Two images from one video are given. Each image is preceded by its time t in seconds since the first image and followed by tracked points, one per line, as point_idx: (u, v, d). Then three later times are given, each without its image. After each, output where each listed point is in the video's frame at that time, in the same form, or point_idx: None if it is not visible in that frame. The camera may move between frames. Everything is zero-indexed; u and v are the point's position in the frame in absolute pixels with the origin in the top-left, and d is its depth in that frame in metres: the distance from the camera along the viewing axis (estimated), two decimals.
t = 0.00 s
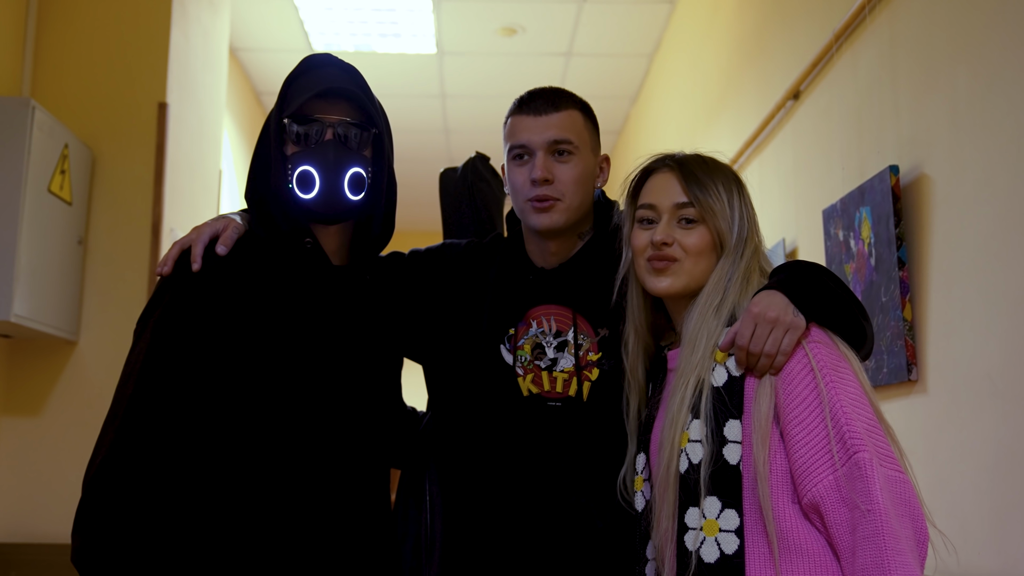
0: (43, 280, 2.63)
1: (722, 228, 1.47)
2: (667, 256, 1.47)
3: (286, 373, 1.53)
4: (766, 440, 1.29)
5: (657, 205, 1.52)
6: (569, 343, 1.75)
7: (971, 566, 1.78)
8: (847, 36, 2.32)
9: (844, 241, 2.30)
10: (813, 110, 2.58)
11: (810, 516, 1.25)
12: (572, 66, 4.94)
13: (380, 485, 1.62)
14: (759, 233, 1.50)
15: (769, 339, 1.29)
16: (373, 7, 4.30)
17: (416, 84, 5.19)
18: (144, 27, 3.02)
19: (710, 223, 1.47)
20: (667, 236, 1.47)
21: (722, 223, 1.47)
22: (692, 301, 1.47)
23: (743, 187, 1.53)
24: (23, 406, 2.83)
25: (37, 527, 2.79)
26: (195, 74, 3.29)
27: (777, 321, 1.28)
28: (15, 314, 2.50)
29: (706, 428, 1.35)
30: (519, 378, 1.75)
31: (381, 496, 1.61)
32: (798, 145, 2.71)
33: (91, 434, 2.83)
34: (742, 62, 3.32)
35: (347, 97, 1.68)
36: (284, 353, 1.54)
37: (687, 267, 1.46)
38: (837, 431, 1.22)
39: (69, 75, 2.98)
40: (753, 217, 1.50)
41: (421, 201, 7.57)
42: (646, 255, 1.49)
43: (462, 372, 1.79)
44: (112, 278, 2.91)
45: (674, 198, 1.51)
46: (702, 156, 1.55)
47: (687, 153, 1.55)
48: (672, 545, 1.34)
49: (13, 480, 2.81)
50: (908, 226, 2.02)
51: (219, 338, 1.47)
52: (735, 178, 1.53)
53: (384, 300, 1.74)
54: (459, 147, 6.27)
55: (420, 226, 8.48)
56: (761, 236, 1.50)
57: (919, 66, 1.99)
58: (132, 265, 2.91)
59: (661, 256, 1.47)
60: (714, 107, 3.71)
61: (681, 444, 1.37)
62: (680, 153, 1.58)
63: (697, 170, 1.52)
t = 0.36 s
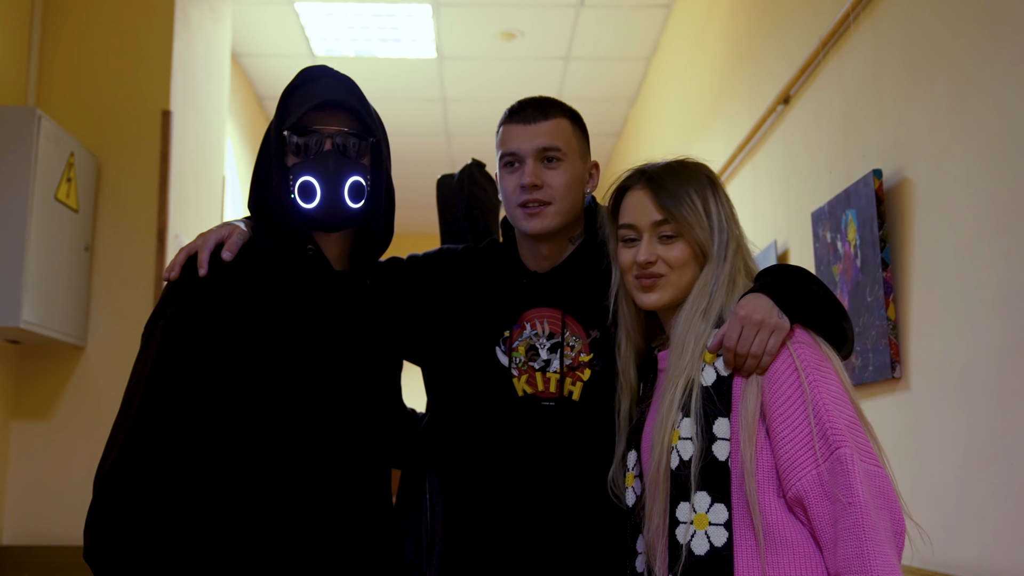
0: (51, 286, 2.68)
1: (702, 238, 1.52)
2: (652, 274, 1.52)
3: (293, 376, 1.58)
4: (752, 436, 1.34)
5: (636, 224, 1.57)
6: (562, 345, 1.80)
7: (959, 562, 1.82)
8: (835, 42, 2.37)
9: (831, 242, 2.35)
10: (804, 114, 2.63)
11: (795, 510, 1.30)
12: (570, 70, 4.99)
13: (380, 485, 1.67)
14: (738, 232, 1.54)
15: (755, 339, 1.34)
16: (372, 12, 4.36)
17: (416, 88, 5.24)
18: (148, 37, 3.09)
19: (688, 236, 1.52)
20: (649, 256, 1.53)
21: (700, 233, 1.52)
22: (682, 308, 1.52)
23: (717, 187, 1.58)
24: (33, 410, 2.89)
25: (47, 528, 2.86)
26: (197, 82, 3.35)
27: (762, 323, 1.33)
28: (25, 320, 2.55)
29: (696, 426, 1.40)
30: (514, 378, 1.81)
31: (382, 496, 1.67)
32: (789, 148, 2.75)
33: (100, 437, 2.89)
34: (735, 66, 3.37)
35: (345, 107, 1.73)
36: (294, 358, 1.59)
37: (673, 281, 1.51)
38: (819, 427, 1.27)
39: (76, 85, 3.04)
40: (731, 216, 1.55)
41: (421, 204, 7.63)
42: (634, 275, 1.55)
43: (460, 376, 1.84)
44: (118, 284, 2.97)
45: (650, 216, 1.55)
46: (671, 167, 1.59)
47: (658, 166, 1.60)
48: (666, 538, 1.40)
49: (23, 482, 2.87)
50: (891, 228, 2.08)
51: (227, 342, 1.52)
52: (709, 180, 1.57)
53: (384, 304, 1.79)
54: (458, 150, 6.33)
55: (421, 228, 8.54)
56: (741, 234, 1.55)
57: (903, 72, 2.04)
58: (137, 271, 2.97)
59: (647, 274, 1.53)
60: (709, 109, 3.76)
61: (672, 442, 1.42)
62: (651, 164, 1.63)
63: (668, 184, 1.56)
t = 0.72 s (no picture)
0: (59, 289, 2.76)
1: (678, 238, 1.60)
2: (631, 272, 1.60)
3: (291, 371, 1.63)
4: (731, 429, 1.41)
5: (616, 225, 1.65)
6: (551, 343, 1.89)
7: (938, 548, 1.88)
8: (818, 45, 2.44)
9: (816, 240, 2.41)
10: (790, 114, 2.69)
11: (773, 497, 1.37)
12: (566, 69, 5.06)
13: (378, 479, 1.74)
14: (715, 232, 1.62)
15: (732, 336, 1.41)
16: (371, 15, 4.43)
17: (415, 89, 5.31)
18: (150, 45, 3.17)
19: (665, 236, 1.60)
20: (628, 255, 1.60)
21: (677, 234, 1.60)
22: (662, 305, 1.60)
23: (694, 191, 1.65)
24: (42, 409, 2.98)
25: (57, 523, 2.94)
26: (200, 88, 3.42)
27: (739, 320, 1.40)
28: (35, 322, 2.63)
29: (678, 420, 1.47)
30: (505, 375, 1.89)
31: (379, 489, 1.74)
32: (777, 148, 2.82)
33: (107, 434, 2.97)
34: (726, 67, 3.44)
35: (333, 116, 1.80)
36: (293, 354, 1.64)
37: (652, 279, 1.59)
38: (793, 419, 1.34)
39: (81, 91, 3.12)
40: (707, 217, 1.62)
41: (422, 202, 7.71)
42: (615, 274, 1.62)
43: (455, 373, 1.91)
44: (124, 286, 3.06)
45: (629, 217, 1.63)
46: (649, 171, 1.67)
47: (637, 170, 1.67)
48: (650, 529, 1.47)
49: (33, 479, 2.95)
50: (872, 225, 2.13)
51: (230, 341, 1.59)
52: (686, 184, 1.65)
53: (380, 303, 1.86)
54: (458, 149, 6.40)
55: (421, 226, 8.62)
56: (717, 233, 1.62)
57: (880, 76, 2.10)
58: (143, 273, 3.05)
59: (627, 273, 1.61)
60: (701, 108, 3.83)
61: (655, 435, 1.49)
62: (631, 169, 1.70)
63: (646, 186, 1.64)
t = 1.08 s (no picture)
0: (58, 276, 2.83)
1: (654, 226, 1.67)
2: (608, 259, 1.67)
3: (288, 355, 1.71)
4: (712, 407, 1.47)
5: (596, 214, 1.72)
6: (536, 327, 1.96)
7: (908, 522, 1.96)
8: (795, 40, 2.52)
9: (794, 228, 2.49)
10: (770, 106, 2.77)
11: (753, 473, 1.43)
12: (556, 59, 5.12)
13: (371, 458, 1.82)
14: (692, 221, 1.68)
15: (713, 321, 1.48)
16: (362, 6, 4.49)
17: (406, 78, 5.37)
18: (146, 39, 3.24)
19: (641, 225, 1.67)
20: (605, 242, 1.67)
21: (652, 223, 1.67)
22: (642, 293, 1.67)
23: (673, 182, 1.71)
24: (42, 394, 3.04)
25: (57, 506, 3.01)
26: (194, 80, 3.48)
27: (719, 305, 1.47)
28: (35, 309, 2.70)
29: (662, 400, 1.54)
30: (493, 358, 1.96)
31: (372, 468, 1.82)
32: (758, 139, 2.90)
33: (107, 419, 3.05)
34: (711, 58, 3.51)
35: (326, 111, 1.87)
36: (287, 338, 1.72)
37: (628, 267, 1.66)
38: (772, 398, 1.40)
39: (78, 83, 3.18)
40: (684, 207, 1.68)
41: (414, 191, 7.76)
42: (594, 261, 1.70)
43: (445, 364, 1.97)
44: (121, 274, 3.12)
45: (607, 206, 1.70)
46: (628, 162, 1.73)
47: (617, 161, 1.74)
48: (636, 504, 1.55)
49: (33, 463, 3.02)
50: (846, 215, 2.21)
51: (230, 327, 1.66)
52: (664, 176, 1.71)
53: (372, 290, 1.94)
54: (450, 137, 6.46)
55: (414, 214, 8.68)
56: (695, 222, 1.68)
57: (852, 70, 2.18)
58: (139, 261, 3.12)
59: (604, 260, 1.68)
60: (687, 98, 3.90)
61: (641, 415, 1.56)
62: (614, 160, 1.77)
63: (624, 177, 1.71)
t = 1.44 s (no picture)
0: (65, 278, 2.89)
1: (623, 230, 1.70)
2: (580, 257, 1.73)
3: (289, 354, 1.77)
4: (696, 402, 1.49)
5: (575, 212, 1.78)
6: (529, 325, 2.01)
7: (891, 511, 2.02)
8: (783, 42, 2.58)
9: (783, 226, 2.55)
10: (760, 106, 2.82)
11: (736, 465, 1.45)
12: (553, 58, 5.17)
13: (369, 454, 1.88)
14: (668, 226, 1.68)
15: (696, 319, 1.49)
16: (361, 8, 4.54)
17: (405, 78, 5.42)
18: (150, 44, 3.30)
19: (611, 227, 1.71)
20: (577, 240, 1.74)
21: (621, 226, 1.70)
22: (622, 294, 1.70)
23: (652, 187, 1.72)
24: (49, 392, 3.11)
25: (65, 502, 3.08)
26: (195, 83, 3.54)
27: (702, 303, 1.48)
28: (44, 310, 2.76)
29: (647, 396, 1.56)
30: (487, 355, 2.02)
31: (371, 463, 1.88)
32: (749, 138, 2.96)
33: (113, 416, 3.11)
34: (704, 57, 3.56)
35: (325, 116, 1.93)
36: (288, 338, 1.78)
37: (597, 267, 1.72)
38: (753, 392, 1.42)
39: (83, 88, 3.24)
40: (658, 212, 1.69)
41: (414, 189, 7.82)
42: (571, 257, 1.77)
43: (441, 354, 2.05)
44: (126, 275, 3.19)
45: (583, 205, 1.76)
46: (612, 166, 1.76)
47: (600, 164, 1.78)
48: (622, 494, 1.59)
49: (41, 460, 3.09)
50: (831, 213, 2.27)
51: (235, 327, 1.73)
52: (644, 180, 1.73)
53: (370, 290, 2.00)
54: (449, 136, 6.52)
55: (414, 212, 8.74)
56: (672, 228, 1.69)
57: (837, 73, 2.24)
58: (143, 262, 3.19)
59: (577, 257, 1.75)
60: (681, 96, 3.95)
61: (627, 411, 1.58)
62: (602, 163, 1.80)
63: (601, 180, 1.75)
